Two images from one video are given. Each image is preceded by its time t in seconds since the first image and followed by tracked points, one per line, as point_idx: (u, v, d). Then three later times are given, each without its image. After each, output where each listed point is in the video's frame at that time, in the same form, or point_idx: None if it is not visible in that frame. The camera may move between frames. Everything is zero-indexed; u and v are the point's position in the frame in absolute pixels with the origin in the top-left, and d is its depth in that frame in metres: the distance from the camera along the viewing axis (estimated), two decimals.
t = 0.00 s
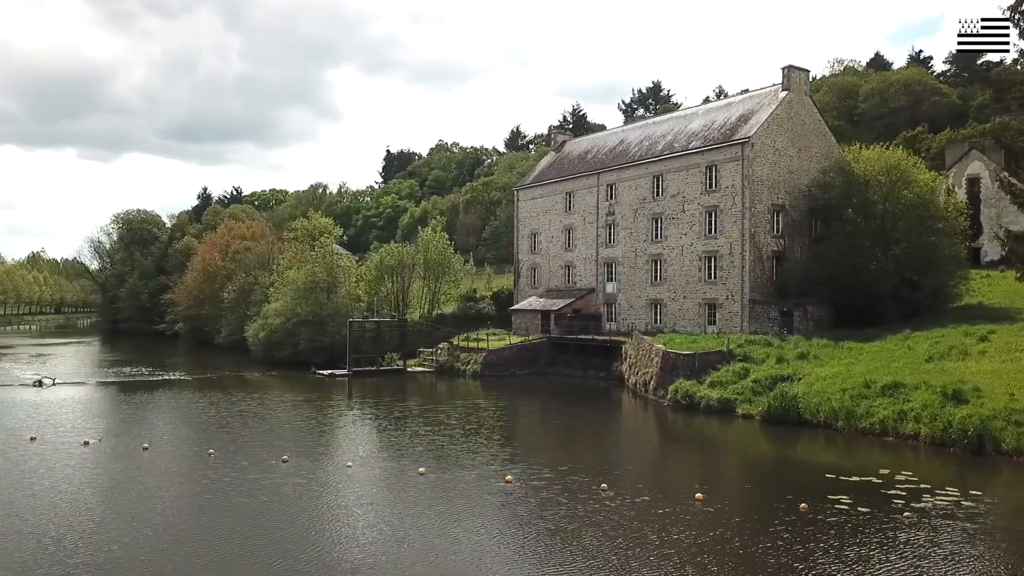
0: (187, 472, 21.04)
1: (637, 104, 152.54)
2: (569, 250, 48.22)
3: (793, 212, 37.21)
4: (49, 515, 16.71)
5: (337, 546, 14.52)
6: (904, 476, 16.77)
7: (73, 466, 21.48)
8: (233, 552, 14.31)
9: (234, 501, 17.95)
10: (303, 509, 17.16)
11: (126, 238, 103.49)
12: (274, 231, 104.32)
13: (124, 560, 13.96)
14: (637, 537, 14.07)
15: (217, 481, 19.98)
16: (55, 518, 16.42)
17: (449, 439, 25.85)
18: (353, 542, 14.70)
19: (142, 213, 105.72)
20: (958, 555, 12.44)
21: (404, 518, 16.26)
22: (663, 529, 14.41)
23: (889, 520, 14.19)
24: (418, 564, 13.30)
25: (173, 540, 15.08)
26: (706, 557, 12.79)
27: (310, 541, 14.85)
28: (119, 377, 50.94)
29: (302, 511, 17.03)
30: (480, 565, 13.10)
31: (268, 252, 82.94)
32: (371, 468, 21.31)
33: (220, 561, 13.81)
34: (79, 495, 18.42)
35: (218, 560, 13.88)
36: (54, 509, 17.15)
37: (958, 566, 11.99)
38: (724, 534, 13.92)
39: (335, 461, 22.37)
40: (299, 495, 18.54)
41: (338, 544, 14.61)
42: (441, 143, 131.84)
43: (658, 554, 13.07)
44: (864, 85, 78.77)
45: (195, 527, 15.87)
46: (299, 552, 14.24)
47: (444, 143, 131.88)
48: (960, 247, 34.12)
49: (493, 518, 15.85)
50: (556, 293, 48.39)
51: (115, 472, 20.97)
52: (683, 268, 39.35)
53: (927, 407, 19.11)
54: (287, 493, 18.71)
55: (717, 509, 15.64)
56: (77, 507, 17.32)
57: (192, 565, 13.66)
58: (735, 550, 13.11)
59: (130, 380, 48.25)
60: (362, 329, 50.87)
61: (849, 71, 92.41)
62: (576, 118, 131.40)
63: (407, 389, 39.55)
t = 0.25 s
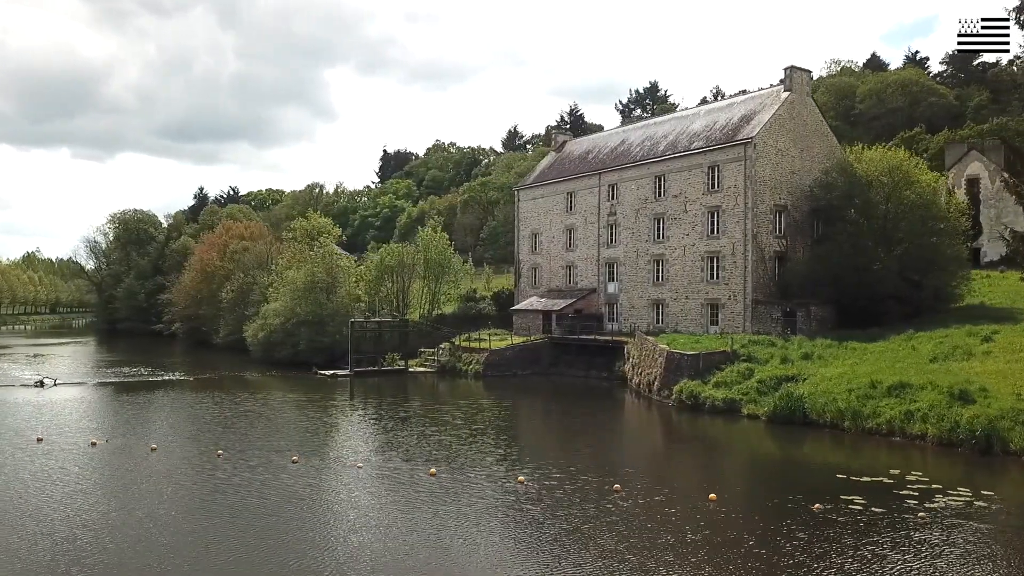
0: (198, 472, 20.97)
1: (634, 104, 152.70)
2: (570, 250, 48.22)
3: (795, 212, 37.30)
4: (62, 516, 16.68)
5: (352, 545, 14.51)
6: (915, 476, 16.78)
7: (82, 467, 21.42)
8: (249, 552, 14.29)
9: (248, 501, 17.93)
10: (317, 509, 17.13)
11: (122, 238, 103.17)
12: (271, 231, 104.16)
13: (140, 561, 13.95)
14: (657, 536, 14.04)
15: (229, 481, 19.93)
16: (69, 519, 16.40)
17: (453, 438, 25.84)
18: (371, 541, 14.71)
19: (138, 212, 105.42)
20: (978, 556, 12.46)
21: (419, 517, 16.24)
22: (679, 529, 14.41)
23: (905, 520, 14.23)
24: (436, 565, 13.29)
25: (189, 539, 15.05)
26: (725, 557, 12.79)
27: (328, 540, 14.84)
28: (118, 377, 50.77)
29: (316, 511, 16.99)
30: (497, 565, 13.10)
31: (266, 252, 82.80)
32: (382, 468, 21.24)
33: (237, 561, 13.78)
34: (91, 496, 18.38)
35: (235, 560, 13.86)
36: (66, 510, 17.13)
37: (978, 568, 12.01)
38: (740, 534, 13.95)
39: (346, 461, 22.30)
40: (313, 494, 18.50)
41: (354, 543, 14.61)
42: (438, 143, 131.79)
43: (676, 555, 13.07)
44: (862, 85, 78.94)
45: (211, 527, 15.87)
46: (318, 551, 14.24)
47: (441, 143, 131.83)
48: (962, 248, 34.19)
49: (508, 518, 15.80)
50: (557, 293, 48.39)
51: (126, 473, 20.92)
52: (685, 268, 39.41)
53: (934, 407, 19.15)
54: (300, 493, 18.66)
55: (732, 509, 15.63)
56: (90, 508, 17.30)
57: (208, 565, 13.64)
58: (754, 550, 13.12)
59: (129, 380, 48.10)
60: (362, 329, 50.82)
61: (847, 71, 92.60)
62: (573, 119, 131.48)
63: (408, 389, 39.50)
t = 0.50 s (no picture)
0: (199, 473, 20.82)
1: (623, 104, 153.15)
2: (563, 250, 48.25)
3: (787, 213, 37.57)
4: (63, 518, 16.51)
5: (360, 545, 14.44)
6: (914, 475, 16.89)
7: (81, 469, 21.21)
8: (255, 553, 14.19)
9: (249, 502, 17.82)
10: (322, 510, 17.04)
11: (107, 237, 102.21)
12: (259, 230, 103.58)
13: (145, 562, 13.85)
14: (664, 537, 14.04)
15: (232, 482, 19.78)
16: (70, 522, 16.23)
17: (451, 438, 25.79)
18: (377, 542, 14.61)
19: (124, 212, 104.48)
20: (983, 555, 12.55)
21: (424, 517, 16.17)
22: (685, 530, 14.42)
23: (908, 519, 14.32)
24: (445, 564, 13.25)
25: (194, 541, 14.93)
26: (734, 558, 12.80)
27: (334, 541, 14.74)
28: (107, 378, 50.29)
29: (321, 512, 16.91)
30: (507, 565, 13.07)
31: (255, 252, 82.34)
32: (385, 469, 21.13)
33: (243, 563, 13.67)
34: (91, 498, 18.21)
35: (242, 561, 13.79)
36: (69, 512, 16.97)
37: (984, 567, 12.09)
38: (746, 533, 14.01)
39: (348, 462, 22.18)
40: (316, 495, 18.38)
41: (363, 543, 14.53)
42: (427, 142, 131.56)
43: (684, 555, 13.07)
44: (849, 87, 79.56)
45: (216, 528, 15.76)
46: (324, 551, 14.15)
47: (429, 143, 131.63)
48: (953, 249, 34.49)
49: (513, 518, 15.76)
50: (549, 293, 48.41)
51: (126, 474, 20.73)
52: (678, 269, 39.54)
53: (929, 406, 19.30)
54: (303, 493, 18.56)
55: (736, 509, 15.66)
56: (91, 511, 17.13)
57: (216, 567, 13.56)
58: (762, 550, 13.15)
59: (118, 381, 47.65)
60: (354, 330, 50.62)
61: (834, 73, 93.30)
62: (562, 119, 131.70)
63: (402, 390, 39.37)
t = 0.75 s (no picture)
0: (193, 475, 20.53)
1: (604, 105, 153.79)
2: (549, 250, 48.28)
3: (773, 214, 37.93)
4: (55, 522, 16.19)
5: (361, 548, 14.28)
6: (907, 473, 17.08)
7: (74, 472, 20.90)
8: (253, 557, 13.98)
9: (243, 504, 17.58)
10: (322, 512, 16.85)
11: (84, 236, 100.74)
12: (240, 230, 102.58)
13: (142, 567, 13.60)
14: (666, 536, 14.06)
15: (227, 485, 19.50)
16: (63, 526, 15.94)
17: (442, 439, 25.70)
18: (377, 543, 14.47)
19: (101, 210, 103.00)
20: (983, 552, 12.72)
21: (425, 518, 16.06)
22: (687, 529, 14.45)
23: (906, 517, 14.48)
24: (448, 565, 13.17)
25: (191, 544, 14.70)
26: (738, 557, 12.83)
27: (336, 543, 14.57)
28: (86, 379, 49.56)
29: (322, 514, 16.71)
30: (511, 565, 13.00)
31: (236, 252, 81.61)
32: (382, 470, 20.96)
33: (244, 566, 13.48)
34: (84, 501, 17.89)
35: (243, 564, 13.61)
36: (59, 516, 16.65)
37: (985, 564, 12.26)
38: (749, 532, 14.09)
39: (344, 463, 21.98)
40: (314, 497, 18.18)
41: (363, 545, 14.37)
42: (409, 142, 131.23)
43: (689, 554, 13.09)
44: (828, 90, 80.51)
45: (214, 531, 15.53)
46: (328, 554, 13.98)
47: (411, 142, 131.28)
48: (935, 250, 35.00)
49: (515, 518, 15.71)
50: (536, 293, 48.43)
51: (120, 477, 20.43)
52: (664, 269, 39.74)
53: (918, 405, 19.54)
54: (298, 495, 18.38)
55: (735, 508, 15.73)
56: (85, 514, 16.82)
57: (217, 569, 13.38)
58: (765, 549, 13.21)
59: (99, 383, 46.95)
60: (339, 330, 50.31)
61: (813, 75, 94.39)
62: (544, 119, 131.94)
63: (389, 390, 39.17)
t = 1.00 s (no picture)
0: (189, 478, 20.21)
1: (587, 105, 154.24)
2: (537, 251, 48.31)
3: (760, 215, 38.26)
4: (51, 528, 15.85)
5: (367, 549, 14.10)
6: (902, 472, 17.27)
7: (69, 475, 20.52)
8: (257, 560, 13.74)
9: (242, 506, 17.33)
10: (325, 512, 16.70)
11: (62, 236, 99.23)
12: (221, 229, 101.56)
13: (146, 572, 13.36)
14: (672, 536, 14.07)
15: (225, 487, 19.20)
16: (59, 531, 15.59)
17: (435, 440, 25.58)
18: (383, 544, 14.29)
19: (79, 209, 101.51)
20: (984, 550, 12.89)
21: (429, 518, 15.93)
22: (691, 529, 14.47)
23: (905, 515, 14.63)
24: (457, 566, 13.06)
25: (194, 548, 14.44)
26: (746, 557, 12.86)
27: (343, 545, 14.38)
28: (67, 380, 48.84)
29: (324, 514, 16.57)
30: (520, 566, 12.93)
31: (219, 251, 80.87)
32: (381, 470, 20.79)
33: (249, 570, 13.26)
34: (80, 505, 17.54)
35: (248, 566, 13.47)
36: (55, 521, 16.31)
37: (987, 562, 12.42)
38: (752, 531, 14.17)
39: (343, 463, 21.76)
40: (315, 498, 17.97)
41: (369, 546, 14.22)
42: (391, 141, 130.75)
43: (698, 554, 13.10)
44: (810, 92, 81.33)
45: (216, 534, 15.28)
46: (337, 557, 13.78)
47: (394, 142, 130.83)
48: (919, 251, 35.49)
49: (518, 518, 15.68)
50: (523, 293, 48.43)
51: (116, 480, 20.08)
52: (652, 269, 39.92)
53: (908, 404, 19.79)
54: (298, 496, 18.17)
55: (736, 508, 15.79)
56: (82, 519, 16.47)
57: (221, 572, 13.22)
58: (772, 549, 13.25)
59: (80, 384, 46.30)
60: (326, 330, 50.00)
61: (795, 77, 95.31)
62: (527, 119, 132.08)
63: (377, 391, 38.98)
